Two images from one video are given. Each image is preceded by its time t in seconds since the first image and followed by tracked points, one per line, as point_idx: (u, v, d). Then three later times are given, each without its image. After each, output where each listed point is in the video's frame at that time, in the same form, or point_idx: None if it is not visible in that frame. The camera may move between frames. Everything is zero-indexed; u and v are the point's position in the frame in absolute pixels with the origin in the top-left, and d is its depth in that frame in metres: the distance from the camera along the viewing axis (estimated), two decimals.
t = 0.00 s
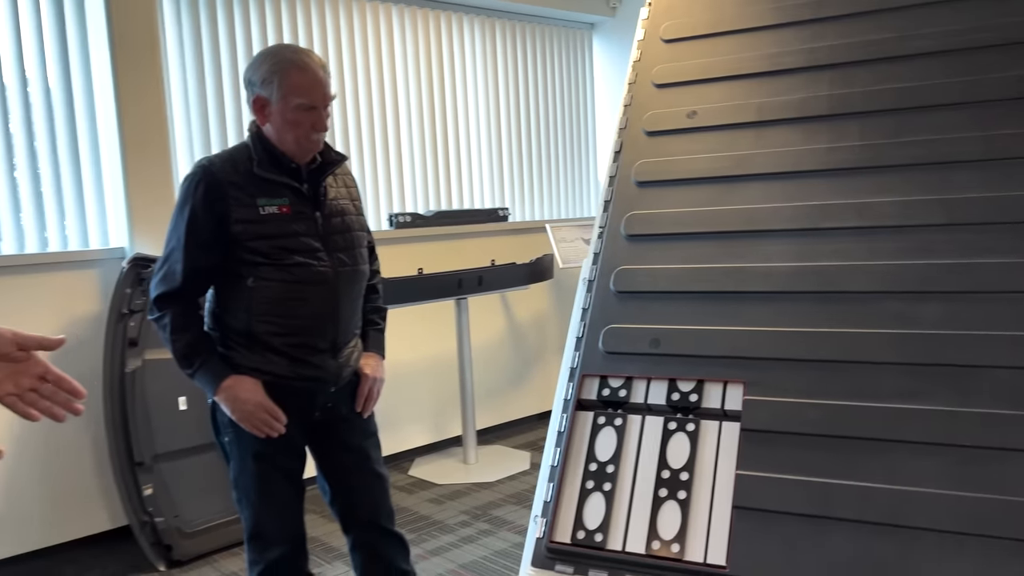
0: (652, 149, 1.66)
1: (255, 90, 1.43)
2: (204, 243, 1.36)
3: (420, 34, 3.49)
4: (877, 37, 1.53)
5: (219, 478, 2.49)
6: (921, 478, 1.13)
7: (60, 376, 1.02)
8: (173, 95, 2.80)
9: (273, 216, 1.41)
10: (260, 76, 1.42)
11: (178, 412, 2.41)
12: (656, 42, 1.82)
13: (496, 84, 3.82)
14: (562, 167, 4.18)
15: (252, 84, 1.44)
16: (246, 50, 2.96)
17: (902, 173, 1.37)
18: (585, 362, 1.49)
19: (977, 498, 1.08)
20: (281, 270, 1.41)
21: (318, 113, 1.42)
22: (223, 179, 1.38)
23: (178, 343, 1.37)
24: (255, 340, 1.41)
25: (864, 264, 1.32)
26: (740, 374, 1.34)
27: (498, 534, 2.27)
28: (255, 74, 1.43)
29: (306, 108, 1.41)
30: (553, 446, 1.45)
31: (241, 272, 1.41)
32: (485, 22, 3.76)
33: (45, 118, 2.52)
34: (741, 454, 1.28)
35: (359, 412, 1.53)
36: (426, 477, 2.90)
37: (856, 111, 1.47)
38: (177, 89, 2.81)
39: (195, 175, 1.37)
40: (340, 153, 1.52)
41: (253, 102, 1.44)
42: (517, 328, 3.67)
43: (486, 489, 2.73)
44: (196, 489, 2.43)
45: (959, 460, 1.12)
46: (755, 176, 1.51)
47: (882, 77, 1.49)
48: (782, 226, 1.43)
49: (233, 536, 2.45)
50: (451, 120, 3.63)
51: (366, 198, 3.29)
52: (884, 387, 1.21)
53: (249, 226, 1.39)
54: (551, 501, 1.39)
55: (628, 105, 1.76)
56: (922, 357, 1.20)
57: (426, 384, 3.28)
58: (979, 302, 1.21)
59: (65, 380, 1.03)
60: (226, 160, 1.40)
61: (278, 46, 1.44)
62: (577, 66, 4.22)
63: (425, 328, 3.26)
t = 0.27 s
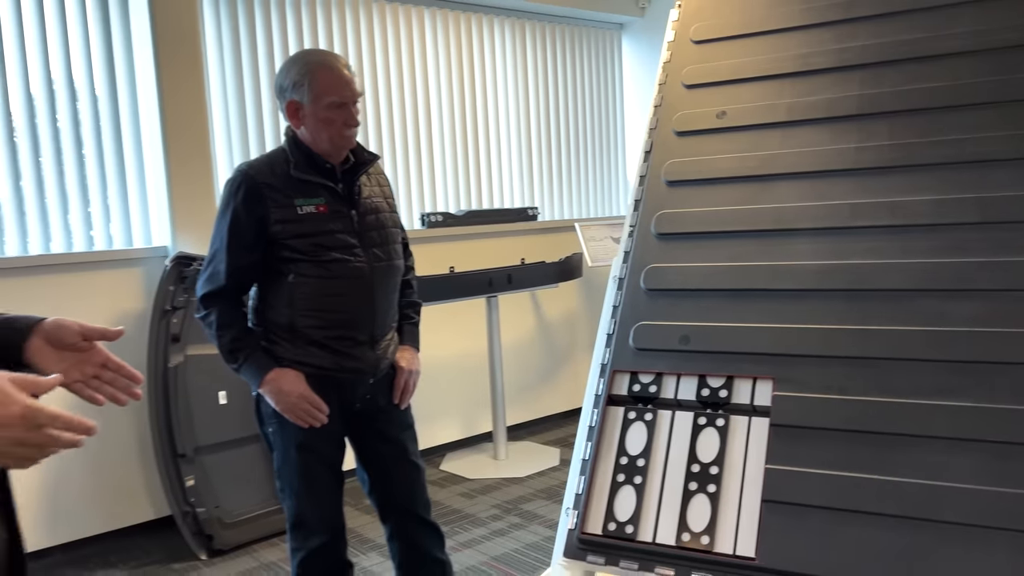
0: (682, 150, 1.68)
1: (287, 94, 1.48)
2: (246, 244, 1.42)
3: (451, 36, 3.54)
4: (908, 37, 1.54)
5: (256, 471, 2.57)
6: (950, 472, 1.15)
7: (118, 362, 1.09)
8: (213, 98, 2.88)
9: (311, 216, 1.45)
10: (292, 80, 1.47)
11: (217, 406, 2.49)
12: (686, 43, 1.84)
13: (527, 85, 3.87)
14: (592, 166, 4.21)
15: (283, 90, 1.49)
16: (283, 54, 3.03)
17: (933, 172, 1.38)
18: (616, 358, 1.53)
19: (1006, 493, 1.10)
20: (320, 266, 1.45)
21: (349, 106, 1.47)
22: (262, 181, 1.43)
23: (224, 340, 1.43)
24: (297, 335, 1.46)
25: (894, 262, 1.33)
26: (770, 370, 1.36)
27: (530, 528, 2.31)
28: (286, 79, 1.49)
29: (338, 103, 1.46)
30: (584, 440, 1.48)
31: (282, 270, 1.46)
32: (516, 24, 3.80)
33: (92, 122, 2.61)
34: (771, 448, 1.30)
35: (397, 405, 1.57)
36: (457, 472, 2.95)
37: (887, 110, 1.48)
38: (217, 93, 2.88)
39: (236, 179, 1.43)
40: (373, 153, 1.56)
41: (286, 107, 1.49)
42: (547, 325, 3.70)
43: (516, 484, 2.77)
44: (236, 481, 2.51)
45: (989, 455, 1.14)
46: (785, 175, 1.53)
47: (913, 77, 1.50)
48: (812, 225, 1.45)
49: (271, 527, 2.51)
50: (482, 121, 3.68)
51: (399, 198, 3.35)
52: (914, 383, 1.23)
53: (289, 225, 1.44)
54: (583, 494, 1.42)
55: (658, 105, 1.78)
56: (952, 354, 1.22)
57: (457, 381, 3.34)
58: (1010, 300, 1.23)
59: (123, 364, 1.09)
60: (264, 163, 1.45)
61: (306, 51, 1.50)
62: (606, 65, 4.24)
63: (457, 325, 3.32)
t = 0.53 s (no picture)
0: (714, 150, 1.71)
1: (325, 99, 1.53)
2: (293, 244, 1.48)
3: (484, 39, 3.58)
4: (941, 37, 1.55)
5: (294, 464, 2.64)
6: (980, 468, 1.16)
7: (175, 350, 0.90)
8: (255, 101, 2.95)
9: (353, 216, 1.51)
10: (329, 85, 1.52)
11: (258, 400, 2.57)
12: (718, 44, 1.87)
13: (559, 86, 3.90)
14: (623, 165, 4.22)
15: (320, 95, 1.54)
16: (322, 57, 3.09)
17: (965, 171, 1.40)
18: (648, 354, 1.56)
19: None
20: (362, 264, 1.50)
21: (386, 101, 1.53)
22: (306, 183, 1.49)
23: (272, 336, 1.49)
24: (342, 330, 1.51)
25: (926, 260, 1.35)
26: (801, 367, 1.39)
27: (562, 522, 2.35)
28: (322, 84, 1.53)
29: (376, 98, 1.51)
30: (618, 434, 1.52)
31: (326, 268, 1.51)
32: (549, 26, 3.83)
33: (139, 125, 2.71)
34: (802, 443, 1.33)
35: (434, 397, 1.62)
36: (490, 468, 3.00)
37: (919, 110, 1.49)
38: (258, 95, 2.95)
39: (281, 182, 1.49)
40: (408, 154, 1.61)
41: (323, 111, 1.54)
42: (578, 323, 3.74)
43: (548, 479, 2.81)
44: (276, 473, 2.58)
45: (1020, 451, 1.15)
46: (817, 175, 1.55)
47: (946, 77, 1.51)
48: (844, 223, 1.46)
49: (311, 518, 2.60)
50: (515, 122, 3.72)
51: (433, 199, 3.41)
52: (945, 379, 1.25)
53: (332, 225, 1.49)
54: (616, 486, 1.46)
55: (690, 106, 1.81)
56: (983, 351, 1.23)
57: (490, 378, 3.39)
58: None
59: (179, 352, 0.91)
60: (307, 166, 1.51)
61: (338, 57, 1.55)
62: (638, 65, 4.25)
63: (489, 324, 3.37)
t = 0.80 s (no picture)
0: (748, 152, 1.74)
1: (370, 104, 1.59)
2: (341, 244, 1.54)
3: (518, 43, 3.64)
4: (976, 39, 1.57)
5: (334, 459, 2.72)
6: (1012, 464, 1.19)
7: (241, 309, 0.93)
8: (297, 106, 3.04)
9: (398, 217, 1.57)
10: (374, 90, 1.58)
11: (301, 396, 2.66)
12: (752, 48, 1.90)
13: (592, 88, 3.94)
14: (655, 167, 4.25)
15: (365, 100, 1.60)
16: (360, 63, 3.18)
17: (999, 172, 1.41)
18: (682, 352, 1.60)
19: None
20: (406, 263, 1.56)
21: (429, 102, 1.60)
22: (352, 186, 1.55)
23: (321, 331, 1.56)
24: (387, 326, 1.58)
25: (959, 261, 1.37)
26: (834, 365, 1.42)
27: (595, 517, 2.39)
28: (368, 90, 1.59)
29: (419, 100, 1.58)
30: (652, 430, 1.56)
31: (372, 267, 1.58)
32: (581, 29, 3.87)
33: (187, 131, 2.81)
34: (834, 439, 1.36)
35: (473, 391, 1.67)
36: (524, 465, 3.06)
37: (953, 112, 1.51)
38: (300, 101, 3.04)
39: (329, 185, 1.55)
40: (446, 159, 1.68)
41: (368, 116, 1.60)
42: (610, 323, 3.77)
43: (581, 476, 2.86)
44: (317, 466, 2.66)
45: None
46: (849, 176, 1.58)
47: (980, 79, 1.52)
48: (877, 224, 1.49)
49: (351, 510, 2.68)
50: (548, 124, 3.77)
51: (468, 200, 3.48)
52: (977, 378, 1.27)
53: (378, 226, 1.55)
54: (650, 480, 1.50)
55: (724, 109, 1.84)
56: (1016, 350, 1.25)
57: (523, 376, 3.44)
58: None
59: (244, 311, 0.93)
60: (353, 170, 1.57)
61: (383, 65, 1.62)
62: (670, 67, 4.27)
63: (522, 323, 3.43)
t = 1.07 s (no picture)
0: (782, 155, 1.77)
1: (415, 111, 1.64)
2: (385, 246, 1.61)
3: (553, 48, 3.69)
4: (1011, 43, 1.58)
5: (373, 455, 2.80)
6: None
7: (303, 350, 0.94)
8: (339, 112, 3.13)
9: (439, 220, 1.62)
10: (420, 98, 1.64)
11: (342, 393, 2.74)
12: (786, 53, 1.92)
13: (626, 92, 3.97)
14: (689, 169, 4.26)
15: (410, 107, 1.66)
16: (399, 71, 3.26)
17: None
18: (716, 352, 1.63)
19: None
20: (447, 264, 1.62)
21: (472, 108, 1.66)
22: (396, 191, 1.62)
23: (366, 329, 1.63)
24: (428, 324, 1.64)
25: (992, 263, 1.38)
26: (867, 365, 1.44)
27: (629, 516, 2.43)
28: (413, 97, 1.65)
29: (463, 106, 1.64)
30: (686, 428, 1.60)
31: (414, 268, 1.64)
32: (616, 34, 3.91)
33: (233, 137, 2.92)
34: (867, 438, 1.38)
35: (511, 388, 1.73)
36: (558, 464, 3.10)
37: (988, 116, 1.52)
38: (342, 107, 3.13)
39: (374, 190, 1.62)
40: (483, 164, 1.74)
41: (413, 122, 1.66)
42: (644, 324, 3.80)
43: (614, 475, 2.90)
44: (357, 462, 2.74)
45: None
46: (883, 180, 1.59)
47: (1016, 82, 1.53)
48: (910, 226, 1.51)
49: (389, 505, 2.75)
50: (582, 128, 3.81)
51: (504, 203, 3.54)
52: (1010, 379, 1.29)
53: (420, 228, 1.61)
54: (684, 477, 1.54)
55: (758, 113, 1.87)
56: None
57: (557, 377, 3.49)
58: None
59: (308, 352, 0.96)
60: (396, 175, 1.64)
61: (428, 73, 1.67)
62: (705, 70, 4.28)
63: (557, 324, 3.47)
